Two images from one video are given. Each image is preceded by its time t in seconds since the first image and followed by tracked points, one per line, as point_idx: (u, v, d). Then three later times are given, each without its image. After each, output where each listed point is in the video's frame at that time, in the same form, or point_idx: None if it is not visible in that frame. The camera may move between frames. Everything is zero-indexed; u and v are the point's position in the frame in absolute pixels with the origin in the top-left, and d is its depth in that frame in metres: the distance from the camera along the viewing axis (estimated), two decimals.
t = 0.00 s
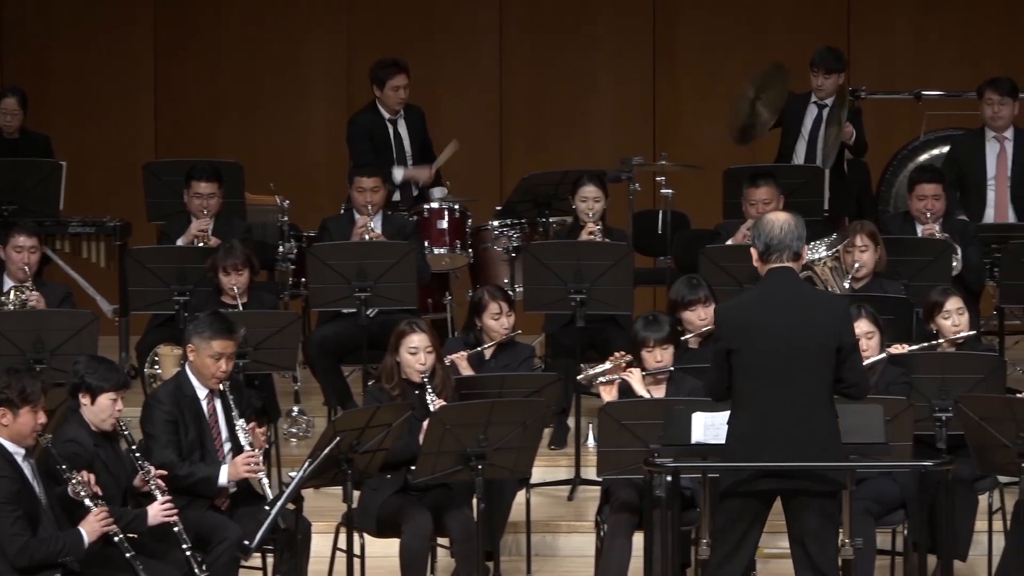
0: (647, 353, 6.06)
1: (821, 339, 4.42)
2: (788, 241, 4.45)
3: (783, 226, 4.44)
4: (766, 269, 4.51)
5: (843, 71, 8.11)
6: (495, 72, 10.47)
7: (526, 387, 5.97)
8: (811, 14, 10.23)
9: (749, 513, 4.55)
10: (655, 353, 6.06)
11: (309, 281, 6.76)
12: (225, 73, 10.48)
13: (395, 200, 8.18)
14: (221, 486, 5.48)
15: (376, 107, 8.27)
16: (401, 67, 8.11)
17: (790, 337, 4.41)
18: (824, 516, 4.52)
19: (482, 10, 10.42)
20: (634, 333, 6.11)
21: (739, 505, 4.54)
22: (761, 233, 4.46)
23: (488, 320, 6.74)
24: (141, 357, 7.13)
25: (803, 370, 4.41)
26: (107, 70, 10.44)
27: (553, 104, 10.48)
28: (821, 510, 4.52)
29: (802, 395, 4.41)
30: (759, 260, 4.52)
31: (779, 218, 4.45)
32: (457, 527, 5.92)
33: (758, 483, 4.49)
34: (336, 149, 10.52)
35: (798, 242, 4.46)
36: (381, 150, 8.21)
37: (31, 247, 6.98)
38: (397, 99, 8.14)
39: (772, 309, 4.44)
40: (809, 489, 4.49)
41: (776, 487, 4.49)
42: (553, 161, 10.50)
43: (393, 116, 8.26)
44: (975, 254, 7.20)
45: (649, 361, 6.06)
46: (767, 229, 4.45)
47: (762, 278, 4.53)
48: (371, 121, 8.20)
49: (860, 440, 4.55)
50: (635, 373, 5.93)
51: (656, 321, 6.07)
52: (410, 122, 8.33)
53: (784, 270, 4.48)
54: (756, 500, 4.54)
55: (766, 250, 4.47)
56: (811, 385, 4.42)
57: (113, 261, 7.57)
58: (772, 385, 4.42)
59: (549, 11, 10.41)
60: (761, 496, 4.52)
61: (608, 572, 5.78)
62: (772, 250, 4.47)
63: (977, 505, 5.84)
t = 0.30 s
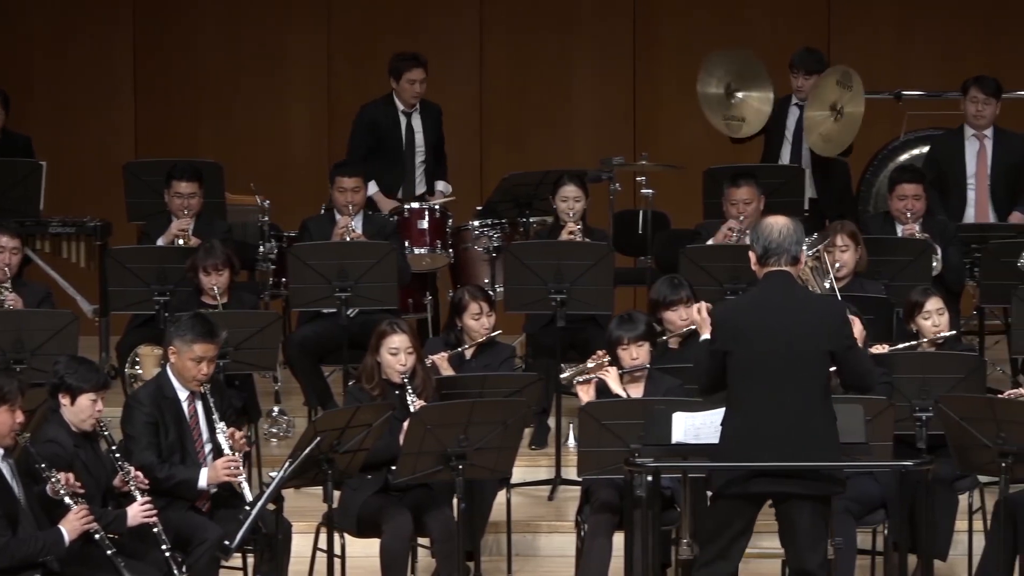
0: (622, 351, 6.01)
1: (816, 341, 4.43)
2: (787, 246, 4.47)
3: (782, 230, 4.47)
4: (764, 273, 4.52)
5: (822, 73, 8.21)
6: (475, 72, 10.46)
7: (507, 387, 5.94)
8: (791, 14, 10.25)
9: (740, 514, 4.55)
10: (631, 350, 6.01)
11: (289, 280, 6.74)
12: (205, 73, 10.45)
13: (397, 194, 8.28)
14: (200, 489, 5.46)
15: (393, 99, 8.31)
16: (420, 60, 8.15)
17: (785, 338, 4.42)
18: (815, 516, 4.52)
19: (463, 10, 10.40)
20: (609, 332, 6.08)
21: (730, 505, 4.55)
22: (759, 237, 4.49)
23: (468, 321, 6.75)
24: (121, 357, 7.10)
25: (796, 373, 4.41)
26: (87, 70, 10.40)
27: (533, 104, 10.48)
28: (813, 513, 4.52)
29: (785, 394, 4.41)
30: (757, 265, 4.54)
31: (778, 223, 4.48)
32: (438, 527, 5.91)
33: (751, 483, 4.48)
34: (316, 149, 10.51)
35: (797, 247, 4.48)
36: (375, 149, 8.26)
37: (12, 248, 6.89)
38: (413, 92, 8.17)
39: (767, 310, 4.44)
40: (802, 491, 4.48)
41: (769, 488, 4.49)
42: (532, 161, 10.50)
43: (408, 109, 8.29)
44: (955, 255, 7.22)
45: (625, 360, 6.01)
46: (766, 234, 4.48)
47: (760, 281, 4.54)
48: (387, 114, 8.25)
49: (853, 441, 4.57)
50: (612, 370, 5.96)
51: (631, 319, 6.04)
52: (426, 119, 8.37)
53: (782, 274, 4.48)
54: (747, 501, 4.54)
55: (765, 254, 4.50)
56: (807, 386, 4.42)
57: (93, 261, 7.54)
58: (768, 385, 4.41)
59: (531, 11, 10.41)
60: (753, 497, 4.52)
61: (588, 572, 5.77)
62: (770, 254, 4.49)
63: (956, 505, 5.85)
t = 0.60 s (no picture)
0: (598, 350, 6.01)
1: (790, 339, 4.42)
2: (763, 244, 4.46)
3: (759, 228, 4.46)
4: (740, 271, 4.51)
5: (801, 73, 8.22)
6: (455, 72, 10.45)
7: (487, 387, 5.95)
8: (770, 15, 10.27)
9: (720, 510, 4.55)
10: (606, 348, 6.00)
11: (269, 281, 6.73)
12: (184, 73, 10.41)
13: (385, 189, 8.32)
14: (179, 490, 5.44)
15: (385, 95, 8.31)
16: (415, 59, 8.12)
17: (761, 337, 4.41)
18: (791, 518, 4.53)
19: (443, 10, 10.39)
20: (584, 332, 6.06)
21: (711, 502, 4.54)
22: (736, 235, 4.47)
23: (448, 320, 6.72)
24: (100, 357, 7.07)
25: (768, 371, 4.41)
26: (66, 70, 10.35)
27: (514, 104, 10.47)
28: (790, 513, 4.52)
29: (766, 393, 4.41)
30: (733, 263, 4.53)
31: (754, 222, 4.46)
32: (418, 527, 5.90)
33: (731, 483, 4.46)
34: (296, 149, 10.48)
35: (773, 245, 4.47)
36: (363, 145, 8.27)
37: None
38: (407, 91, 8.15)
39: (744, 310, 4.43)
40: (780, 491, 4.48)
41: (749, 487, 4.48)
42: (512, 161, 10.50)
43: (398, 107, 8.27)
44: (935, 255, 7.23)
45: (600, 359, 6.01)
46: (742, 231, 4.46)
47: (736, 279, 4.52)
48: (376, 107, 8.26)
49: (825, 441, 4.56)
50: (588, 370, 5.98)
51: (604, 318, 6.03)
52: (416, 116, 8.29)
53: (756, 272, 4.48)
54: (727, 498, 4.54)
55: (740, 252, 4.48)
56: (782, 386, 4.42)
57: (72, 261, 7.51)
58: (747, 385, 4.41)
59: (511, 11, 10.40)
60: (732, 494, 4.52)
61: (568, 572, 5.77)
62: (746, 251, 4.47)
63: (936, 504, 5.87)
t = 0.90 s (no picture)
0: (576, 349, 6.02)
1: (749, 342, 4.42)
2: (724, 244, 4.48)
3: (720, 229, 4.49)
4: (701, 272, 4.52)
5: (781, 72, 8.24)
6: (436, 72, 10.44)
7: (470, 388, 5.93)
8: (750, 15, 10.28)
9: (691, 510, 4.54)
10: (586, 347, 6.01)
11: (251, 281, 6.71)
12: (166, 73, 10.39)
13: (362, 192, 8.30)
14: (162, 490, 5.42)
15: (361, 97, 8.29)
16: (388, 58, 8.10)
17: (720, 339, 4.41)
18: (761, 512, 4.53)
19: (424, 9, 10.38)
20: (563, 333, 6.07)
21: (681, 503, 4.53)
22: (697, 235, 4.49)
23: (431, 321, 6.73)
24: (83, 357, 7.04)
25: (723, 373, 4.41)
26: (48, 71, 10.33)
27: (496, 104, 10.47)
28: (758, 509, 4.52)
29: (746, 393, 4.42)
30: (695, 265, 4.53)
31: (716, 223, 4.50)
32: (402, 527, 5.89)
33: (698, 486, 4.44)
34: (278, 149, 10.46)
35: (734, 245, 4.49)
36: (339, 145, 8.25)
37: None
38: (380, 90, 8.13)
39: (704, 312, 4.43)
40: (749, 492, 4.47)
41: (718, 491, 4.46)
42: (493, 161, 10.50)
43: (375, 108, 8.26)
44: (917, 255, 7.24)
45: (580, 358, 6.01)
46: (703, 233, 4.49)
47: (697, 281, 4.54)
48: (353, 108, 8.23)
49: (802, 440, 4.54)
50: (568, 370, 5.98)
51: (582, 318, 6.04)
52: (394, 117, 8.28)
53: (716, 272, 4.49)
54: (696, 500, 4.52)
55: (702, 253, 4.50)
56: (745, 386, 4.42)
57: (54, 261, 7.48)
58: (708, 386, 4.41)
59: (491, 12, 10.40)
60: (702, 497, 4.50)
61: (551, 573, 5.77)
62: (707, 253, 4.49)
63: (918, 504, 5.88)
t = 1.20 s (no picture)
0: (560, 349, 6.00)
1: (730, 341, 4.43)
2: (701, 244, 4.48)
3: (696, 230, 4.48)
4: (679, 272, 4.53)
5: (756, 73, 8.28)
6: (420, 72, 10.43)
7: (454, 388, 5.92)
8: (734, 15, 10.30)
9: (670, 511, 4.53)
10: (569, 347, 5.99)
11: (237, 281, 6.71)
12: (151, 73, 10.36)
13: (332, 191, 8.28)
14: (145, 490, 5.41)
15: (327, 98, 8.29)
16: (353, 56, 8.10)
17: (700, 339, 4.42)
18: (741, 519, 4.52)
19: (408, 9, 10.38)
20: (545, 333, 6.06)
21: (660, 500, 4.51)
22: (674, 236, 4.50)
23: (415, 321, 6.72)
24: (67, 358, 7.02)
25: (704, 373, 4.41)
26: (32, 72, 10.31)
27: (480, 104, 10.47)
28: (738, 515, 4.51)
29: (731, 392, 4.43)
30: (672, 264, 4.55)
31: (691, 222, 4.50)
32: (386, 528, 5.89)
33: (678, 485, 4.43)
34: (263, 150, 10.44)
35: (711, 246, 4.49)
36: (309, 146, 8.25)
37: None
38: (347, 88, 8.13)
39: (684, 312, 4.44)
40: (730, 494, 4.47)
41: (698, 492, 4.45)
42: (478, 162, 10.48)
43: (342, 109, 8.25)
44: (901, 255, 7.28)
45: (563, 357, 6.00)
46: (678, 233, 4.49)
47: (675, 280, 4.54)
48: (320, 110, 8.24)
49: (786, 440, 4.54)
50: (552, 369, 6.00)
51: (565, 317, 6.01)
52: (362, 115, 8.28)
53: (694, 272, 4.50)
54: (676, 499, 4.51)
55: (679, 252, 4.50)
56: (726, 385, 4.43)
57: (39, 262, 7.46)
58: (697, 385, 4.41)
59: (474, 12, 10.40)
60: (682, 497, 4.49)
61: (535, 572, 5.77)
62: (684, 253, 4.50)
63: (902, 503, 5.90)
